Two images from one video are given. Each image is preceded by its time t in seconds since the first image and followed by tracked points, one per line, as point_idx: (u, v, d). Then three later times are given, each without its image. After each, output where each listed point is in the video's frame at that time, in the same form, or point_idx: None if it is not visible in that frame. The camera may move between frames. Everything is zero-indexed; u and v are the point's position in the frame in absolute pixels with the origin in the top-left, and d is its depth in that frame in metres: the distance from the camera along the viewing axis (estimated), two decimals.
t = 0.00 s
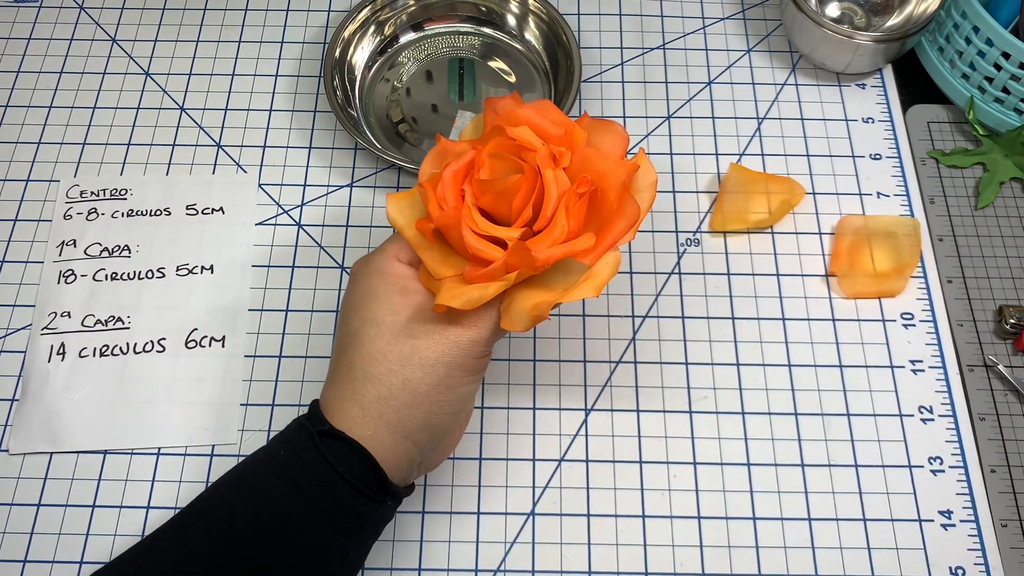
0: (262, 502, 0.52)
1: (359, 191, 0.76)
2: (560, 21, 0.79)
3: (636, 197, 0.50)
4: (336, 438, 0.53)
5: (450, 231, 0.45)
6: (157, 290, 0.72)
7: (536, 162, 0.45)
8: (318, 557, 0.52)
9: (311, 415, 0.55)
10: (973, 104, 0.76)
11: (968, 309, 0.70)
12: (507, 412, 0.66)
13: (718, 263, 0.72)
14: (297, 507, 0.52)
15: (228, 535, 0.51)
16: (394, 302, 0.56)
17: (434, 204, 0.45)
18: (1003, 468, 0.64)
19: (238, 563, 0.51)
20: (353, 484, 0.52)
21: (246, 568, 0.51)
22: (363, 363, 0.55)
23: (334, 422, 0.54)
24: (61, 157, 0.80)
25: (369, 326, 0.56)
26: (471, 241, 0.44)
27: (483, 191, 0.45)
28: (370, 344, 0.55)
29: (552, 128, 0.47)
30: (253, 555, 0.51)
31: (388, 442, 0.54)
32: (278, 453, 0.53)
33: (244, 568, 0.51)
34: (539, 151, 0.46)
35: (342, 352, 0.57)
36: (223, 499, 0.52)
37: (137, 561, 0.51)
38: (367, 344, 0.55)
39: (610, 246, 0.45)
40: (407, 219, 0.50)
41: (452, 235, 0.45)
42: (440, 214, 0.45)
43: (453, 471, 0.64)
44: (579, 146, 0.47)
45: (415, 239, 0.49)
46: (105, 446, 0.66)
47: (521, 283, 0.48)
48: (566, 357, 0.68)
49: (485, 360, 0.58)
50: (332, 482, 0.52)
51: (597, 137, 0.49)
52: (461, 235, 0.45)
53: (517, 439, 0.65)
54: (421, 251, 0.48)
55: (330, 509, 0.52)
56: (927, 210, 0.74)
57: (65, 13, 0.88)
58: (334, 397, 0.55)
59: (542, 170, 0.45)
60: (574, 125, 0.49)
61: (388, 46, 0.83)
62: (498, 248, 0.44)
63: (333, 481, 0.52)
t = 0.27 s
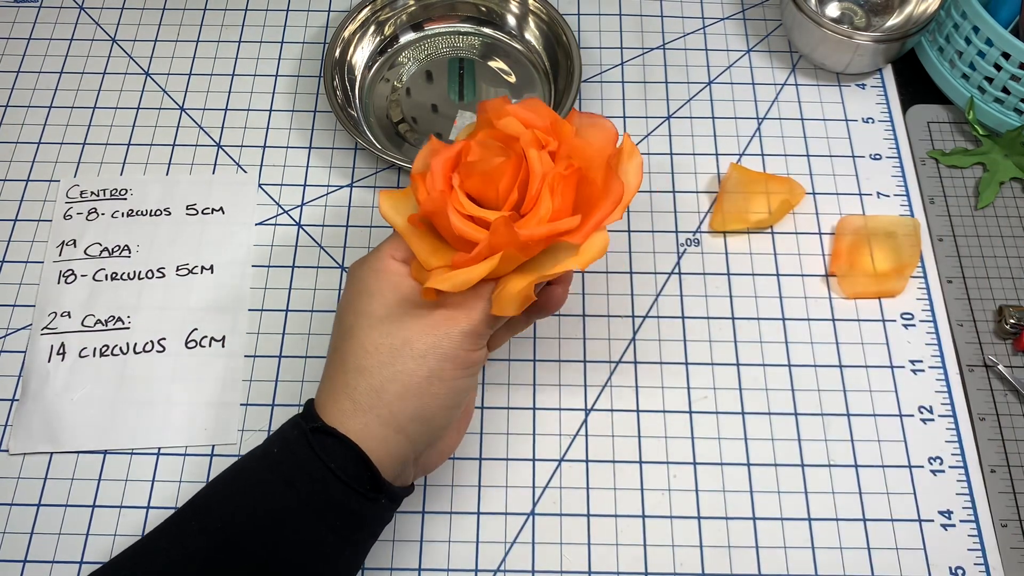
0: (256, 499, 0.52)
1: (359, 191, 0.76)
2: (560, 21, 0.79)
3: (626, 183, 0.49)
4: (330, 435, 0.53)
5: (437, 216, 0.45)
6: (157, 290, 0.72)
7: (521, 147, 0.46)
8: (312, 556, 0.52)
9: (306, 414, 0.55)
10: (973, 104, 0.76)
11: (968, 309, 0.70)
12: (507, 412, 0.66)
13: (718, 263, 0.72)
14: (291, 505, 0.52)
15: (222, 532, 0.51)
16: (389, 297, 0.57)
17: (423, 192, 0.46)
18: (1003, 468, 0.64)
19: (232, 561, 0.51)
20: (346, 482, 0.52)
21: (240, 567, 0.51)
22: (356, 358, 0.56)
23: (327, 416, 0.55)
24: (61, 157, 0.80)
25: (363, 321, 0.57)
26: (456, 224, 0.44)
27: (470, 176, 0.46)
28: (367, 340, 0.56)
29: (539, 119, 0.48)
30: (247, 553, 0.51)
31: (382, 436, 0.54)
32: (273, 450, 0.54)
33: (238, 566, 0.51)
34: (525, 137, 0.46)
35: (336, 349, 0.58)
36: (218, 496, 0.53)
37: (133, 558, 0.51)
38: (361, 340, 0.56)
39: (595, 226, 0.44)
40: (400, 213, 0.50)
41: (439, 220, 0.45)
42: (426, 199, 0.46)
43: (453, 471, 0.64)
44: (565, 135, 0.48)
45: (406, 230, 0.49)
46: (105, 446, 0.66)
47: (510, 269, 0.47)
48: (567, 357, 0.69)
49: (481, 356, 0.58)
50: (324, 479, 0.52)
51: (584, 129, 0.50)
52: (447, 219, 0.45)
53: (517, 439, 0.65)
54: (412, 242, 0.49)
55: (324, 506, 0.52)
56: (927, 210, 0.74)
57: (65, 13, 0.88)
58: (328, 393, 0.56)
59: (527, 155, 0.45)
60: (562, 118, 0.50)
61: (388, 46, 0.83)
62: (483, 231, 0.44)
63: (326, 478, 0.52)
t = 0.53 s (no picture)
0: (250, 494, 0.52)
1: (359, 191, 0.76)
2: (560, 21, 0.79)
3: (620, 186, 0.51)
4: (323, 428, 0.53)
5: (442, 197, 0.48)
6: (157, 290, 0.72)
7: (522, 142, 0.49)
8: (306, 550, 0.52)
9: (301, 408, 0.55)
10: (973, 104, 0.76)
11: (968, 309, 0.70)
12: (507, 412, 0.66)
13: (718, 263, 0.72)
14: (285, 499, 0.52)
15: (216, 528, 0.51)
16: (387, 292, 0.58)
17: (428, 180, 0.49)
18: (1003, 467, 0.64)
19: (226, 557, 0.51)
20: (339, 475, 0.52)
21: (234, 562, 0.51)
22: (351, 349, 0.56)
23: (321, 407, 0.55)
24: (61, 157, 0.80)
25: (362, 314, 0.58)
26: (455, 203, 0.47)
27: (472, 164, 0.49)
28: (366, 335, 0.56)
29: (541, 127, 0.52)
30: (242, 548, 0.51)
31: (375, 425, 0.54)
32: (267, 445, 0.54)
33: (232, 561, 0.51)
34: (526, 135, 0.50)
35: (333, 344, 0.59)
36: (212, 491, 0.53)
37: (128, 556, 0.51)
38: (357, 335, 0.57)
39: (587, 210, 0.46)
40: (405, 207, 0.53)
41: (440, 203, 0.48)
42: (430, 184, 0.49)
43: (453, 471, 0.64)
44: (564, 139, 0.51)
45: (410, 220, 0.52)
46: (105, 446, 0.66)
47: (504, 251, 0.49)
48: (567, 357, 0.69)
49: (478, 350, 0.58)
50: (318, 472, 0.52)
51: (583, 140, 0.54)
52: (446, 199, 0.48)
53: (517, 438, 0.65)
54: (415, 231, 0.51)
55: (317, 499, 0.52)
56: (927, 210, 0.74)
57: (65, 13, 0.88)
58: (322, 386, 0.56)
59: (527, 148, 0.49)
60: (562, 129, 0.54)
61: (389, 46, 0.83)
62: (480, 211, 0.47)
63: (319, 471, 0.52)
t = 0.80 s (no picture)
0: (252, 499, 0.52)
1: (359, 192, 0.76)
2: (560, 21, 0.79)
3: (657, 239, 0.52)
4: (324, 436, 0.53)
5: (490, 212, 0.48)
6: (157, 290, 0.72)
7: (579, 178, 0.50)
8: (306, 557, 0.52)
9: (306, 414, 0.55)
10: (973, 104, 0.76)
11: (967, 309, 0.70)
12: (507, 412, 0.66)
13: (718, 264, 0.72)
14: (284, 505, 0.52)
15: (215, 533, 0.51)
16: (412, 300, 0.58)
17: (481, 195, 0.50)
18: (1002, 468, 0.64)
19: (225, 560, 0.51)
20: (340, 483, 0.52)
21: (235, 564, 0.51)
22: (369, 353, 0.57)
23: (331, 412, 0.55)
24: (61, 157, 0.80)
25: (383, 321, 0.58)
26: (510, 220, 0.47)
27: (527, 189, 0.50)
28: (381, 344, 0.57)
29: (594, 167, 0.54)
30: (241, 552, 0.51)
31: (380, 436, 0.54)
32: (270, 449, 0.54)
33: (232, 565, 0.51)
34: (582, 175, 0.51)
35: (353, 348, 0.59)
36: (215, 495, 0.53)
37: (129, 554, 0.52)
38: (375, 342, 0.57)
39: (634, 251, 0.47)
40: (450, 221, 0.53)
41: (491, 216, 0.48)
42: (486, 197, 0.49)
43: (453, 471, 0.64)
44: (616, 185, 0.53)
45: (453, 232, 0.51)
46: (105, 446, 0.66)
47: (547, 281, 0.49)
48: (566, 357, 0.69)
49: (494, 374, 0.58)
50: (318, 479, 0.52)
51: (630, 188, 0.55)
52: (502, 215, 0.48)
53: (517, 438, 0.65)
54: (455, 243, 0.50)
55: (319, 507, 0.52)
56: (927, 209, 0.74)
57: (65, 13, 0.88)
58: (334, 391, 0.57)
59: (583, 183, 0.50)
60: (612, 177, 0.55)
61: (389, 47, 0.83)
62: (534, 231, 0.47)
63: (321, 479, 0.52)
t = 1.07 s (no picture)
0: (255, 505, 0.52)
1: (360, 192, 0.76)
2: (560, 21, 0.79)
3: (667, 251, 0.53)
4: (329, 440, 0.53)
5: (502, 220, 0.50)
6: (157, 290, 0.72)
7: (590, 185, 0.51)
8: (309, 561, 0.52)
9: (309, 419, 0.55)
10: (974, 104, 0.76)
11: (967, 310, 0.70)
12: (507, 412, 0.66)
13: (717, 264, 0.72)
14: (287, 508, 0.52)
15: (219, 535, 0.51)
16: (419, 304, 0.58)
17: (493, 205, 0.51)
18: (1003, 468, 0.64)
19: (228, 561, 0.51)
20: (345, 488, 0.52)
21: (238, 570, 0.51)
22: (377, 357, 0.56)
23: (338, 416, 0.55)
24: (61, 157, 0.80)
25: (390, 325, 0.58)
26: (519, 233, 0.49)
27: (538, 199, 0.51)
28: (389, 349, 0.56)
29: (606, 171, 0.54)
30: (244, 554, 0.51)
31: (388, 442, 0.54)
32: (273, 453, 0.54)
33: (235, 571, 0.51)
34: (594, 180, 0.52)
35: (358, 350, 0.59)
36: (217, 501, 0.53)
37: (134, 554, 0.52)
38: (382, 346, 0.57)
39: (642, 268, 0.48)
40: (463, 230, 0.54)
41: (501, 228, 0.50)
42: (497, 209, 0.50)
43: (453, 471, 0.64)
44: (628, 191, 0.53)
45: (465, 241, 0.53)
46: (105, 446, 0.66)
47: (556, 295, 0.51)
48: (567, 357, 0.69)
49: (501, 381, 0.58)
50: (322, 484, 0.52)
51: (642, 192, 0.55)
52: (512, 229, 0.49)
53: (517, 438, 0.65)
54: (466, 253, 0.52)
55: (323, 513, 0.52)
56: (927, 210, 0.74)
57: (65, 13, 0.88)
58: (340, 394, 0.56)
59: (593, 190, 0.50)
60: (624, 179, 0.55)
61: (389, 46, 0.83)
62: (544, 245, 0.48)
63: (325, 484, 0.52)
